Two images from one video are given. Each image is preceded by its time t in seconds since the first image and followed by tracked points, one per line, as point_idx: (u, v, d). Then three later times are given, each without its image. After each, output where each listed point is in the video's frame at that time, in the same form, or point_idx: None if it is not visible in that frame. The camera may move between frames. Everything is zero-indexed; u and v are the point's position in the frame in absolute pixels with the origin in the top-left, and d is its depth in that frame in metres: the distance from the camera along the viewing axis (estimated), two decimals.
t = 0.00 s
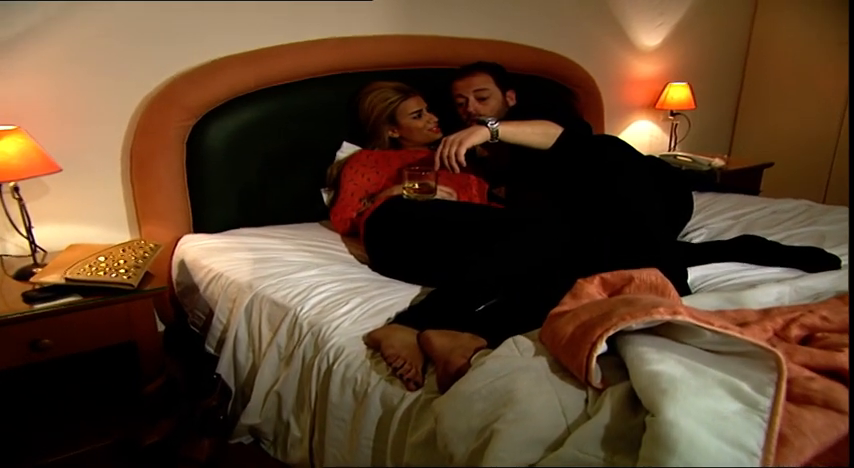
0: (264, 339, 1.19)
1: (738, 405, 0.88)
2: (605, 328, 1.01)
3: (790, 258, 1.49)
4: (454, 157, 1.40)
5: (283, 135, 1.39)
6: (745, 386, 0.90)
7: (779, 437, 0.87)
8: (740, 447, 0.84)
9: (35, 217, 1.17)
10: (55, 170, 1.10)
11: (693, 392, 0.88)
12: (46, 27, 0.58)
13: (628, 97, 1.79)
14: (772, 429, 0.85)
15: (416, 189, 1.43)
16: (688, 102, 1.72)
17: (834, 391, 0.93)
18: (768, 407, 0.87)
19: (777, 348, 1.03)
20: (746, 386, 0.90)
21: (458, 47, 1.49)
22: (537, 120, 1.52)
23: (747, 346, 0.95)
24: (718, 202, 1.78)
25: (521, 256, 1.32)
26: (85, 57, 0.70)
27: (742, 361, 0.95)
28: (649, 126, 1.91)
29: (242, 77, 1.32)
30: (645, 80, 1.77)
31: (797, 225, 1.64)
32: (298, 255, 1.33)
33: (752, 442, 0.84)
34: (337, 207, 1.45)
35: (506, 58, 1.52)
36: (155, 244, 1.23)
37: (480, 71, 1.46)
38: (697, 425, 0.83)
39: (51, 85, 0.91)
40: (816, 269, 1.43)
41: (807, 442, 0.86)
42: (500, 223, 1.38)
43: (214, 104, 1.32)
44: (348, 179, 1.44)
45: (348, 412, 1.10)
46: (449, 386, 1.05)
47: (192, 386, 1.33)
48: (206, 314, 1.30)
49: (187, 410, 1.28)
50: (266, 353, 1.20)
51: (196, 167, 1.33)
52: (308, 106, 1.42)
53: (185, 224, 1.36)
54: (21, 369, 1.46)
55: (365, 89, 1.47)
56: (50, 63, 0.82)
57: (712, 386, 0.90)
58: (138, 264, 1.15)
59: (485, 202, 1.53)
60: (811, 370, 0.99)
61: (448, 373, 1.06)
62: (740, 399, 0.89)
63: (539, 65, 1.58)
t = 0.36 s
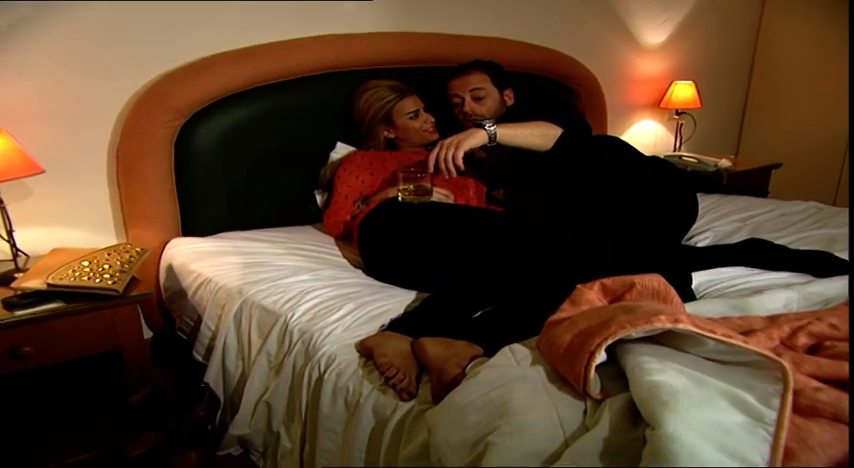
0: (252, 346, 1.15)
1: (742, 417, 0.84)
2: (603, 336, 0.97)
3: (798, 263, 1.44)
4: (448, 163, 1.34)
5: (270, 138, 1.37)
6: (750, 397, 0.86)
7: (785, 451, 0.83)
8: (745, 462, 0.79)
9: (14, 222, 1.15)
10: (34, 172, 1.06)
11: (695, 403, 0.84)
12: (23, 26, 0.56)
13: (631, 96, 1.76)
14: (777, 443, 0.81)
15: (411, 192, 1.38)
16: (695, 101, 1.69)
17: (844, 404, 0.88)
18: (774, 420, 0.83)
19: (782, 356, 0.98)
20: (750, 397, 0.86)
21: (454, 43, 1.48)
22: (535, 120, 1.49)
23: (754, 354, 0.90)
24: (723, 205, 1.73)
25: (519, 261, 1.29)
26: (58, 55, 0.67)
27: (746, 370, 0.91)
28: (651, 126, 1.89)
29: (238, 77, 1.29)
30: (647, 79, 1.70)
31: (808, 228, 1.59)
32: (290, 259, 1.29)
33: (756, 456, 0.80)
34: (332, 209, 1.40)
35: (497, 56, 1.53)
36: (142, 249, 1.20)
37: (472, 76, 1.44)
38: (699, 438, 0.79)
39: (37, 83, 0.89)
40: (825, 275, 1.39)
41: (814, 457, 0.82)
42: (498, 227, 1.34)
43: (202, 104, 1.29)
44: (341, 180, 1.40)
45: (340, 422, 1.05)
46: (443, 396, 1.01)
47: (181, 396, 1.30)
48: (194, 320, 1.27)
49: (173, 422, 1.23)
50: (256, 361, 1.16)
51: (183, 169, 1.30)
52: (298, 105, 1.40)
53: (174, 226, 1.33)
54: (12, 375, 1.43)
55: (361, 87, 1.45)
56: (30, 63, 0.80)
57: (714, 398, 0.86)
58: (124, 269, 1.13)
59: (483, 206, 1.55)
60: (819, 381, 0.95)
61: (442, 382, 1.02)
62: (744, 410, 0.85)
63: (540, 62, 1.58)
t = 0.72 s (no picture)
0: (242, 354, 1.11)
1: (746, 432, 0.81)
2: (602, 345, 0.93)
3: (807, 269, 1.40)
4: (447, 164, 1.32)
5: (260, 139, 1.33)
6: (754, 411, 0.83)
7: None
8: None
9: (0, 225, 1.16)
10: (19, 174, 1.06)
11: (697, 416, 0.81)
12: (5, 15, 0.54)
13: (637, 96, 1.74)
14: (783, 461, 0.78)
15: (406, 195, 1.35)
16: (701, 102, 1.72)
17: None
18: (779, 435, 0.81)
19: (787, 366, 0.94)
20: (755, 410, 0.83)
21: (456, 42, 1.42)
22: (533, 120, 1.45)
23: (755, 365, 0.89)
24: (731, 208, 1.67)
25: (518, 266, 1.25)
26: (30, 40, 0.64)
27: (750, 382, 0.88)
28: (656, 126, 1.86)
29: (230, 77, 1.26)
30: (652, 78, 1.70)
31: (819, 231, 1.55)
32: (283, 264, 1.26)
33: None
34: (326, 212, 1.38)
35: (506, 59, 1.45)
36: (129, 253, 1.17)
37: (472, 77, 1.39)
38: (700, 453, 0.77)
39: (24, 77, 0.87)
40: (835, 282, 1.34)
41: None
42: (497, 230, 1.30)
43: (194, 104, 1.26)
44: (335, 183, 1.38)
45: (332, 435, 1.01)
46: (437, 407, 0.97)
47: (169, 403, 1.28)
48: (182, 328, 1.23)
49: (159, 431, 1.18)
50: (245, 370, 1.12)
51: (173, 170, 1.27)
52: (288, 105, 1.36)
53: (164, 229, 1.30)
54: None
55: (356, 88, 1.40)
56: (11, 51, 0.77)
57: (717, 409, 0.83)
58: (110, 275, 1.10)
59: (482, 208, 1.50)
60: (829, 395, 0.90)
61: (436, 393, 0.98)
62: (748, 424, 0.81)
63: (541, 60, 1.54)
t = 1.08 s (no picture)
0: (230, 363, 1.08)
1: (751, 447, 0.78)
2: (601, 356, 0.89)
3: (817, 275, 1.35)
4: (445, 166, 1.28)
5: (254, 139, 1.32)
6: (760, 425, 0.79)
7: None
8: None
9: None
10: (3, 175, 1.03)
11: (700, 431, 0.77)
12: None
13: (642, 92, 1.62)
14: None
15: (403, 197, 1.32)
16: (708, 100, 1.49)
17: None
18: (785, 451, 0.78)
19: (796, 378, 0.90)
20: (761, 424, 0.80)
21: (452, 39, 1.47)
22: (535, 122, 1.42)
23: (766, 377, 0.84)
24: (736, 213, 1.65)
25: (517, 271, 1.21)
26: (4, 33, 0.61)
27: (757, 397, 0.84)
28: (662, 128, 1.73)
29: (227, 76, 1.23)
30: (658, 76, 1.55)
31: (830, 235, 1.49)
32: (274, 269, 1.22)
33: None
34: (319, 215, 1.34)
35: (493, 55, 1.49)
36: (115, 257, 1.14)
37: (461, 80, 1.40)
38: None
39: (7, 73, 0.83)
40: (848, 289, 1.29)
41: None
42: (496, 234, 1.26)
43: (183, 102, 1.22)
44: (329, 184, 1.35)
45: (322, 447, 0.98)
46: (431, 419, 0.93)
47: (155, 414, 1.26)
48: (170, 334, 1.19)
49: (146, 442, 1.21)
50: (234, 379, 1.09)
51: (161, 170, 1.24)
52: (280, 104, 1.34)
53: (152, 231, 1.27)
54: None
55: (351, 86, 1.40)
56: None
57: (722, 424, 0.80)
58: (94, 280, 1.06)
59: (481, 212, 1.49)
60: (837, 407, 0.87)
61: (431, 405, 0.94)
62: (753, 439, 0.79)
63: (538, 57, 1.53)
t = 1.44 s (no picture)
0: (217, 373, 1.04)
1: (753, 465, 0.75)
2: (598, 367, 0.86)
3: (827, 281, 1.30)
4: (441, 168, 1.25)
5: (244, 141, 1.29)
6: (764, 441, 0.76)
7: None
8: None
9: None
10: None
11: (701, 447, 0.73)
12: None
13: (646, 91, 1.56)
14: None
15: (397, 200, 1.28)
16: (716, 99, 1.48)
17: None
18: None
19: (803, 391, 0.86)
20: (764, 440, 0.77)
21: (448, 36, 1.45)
22: (535, 121, 1.37)
23: (771, 390, 0.81)
24: (745, 214, 1.60)
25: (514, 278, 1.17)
26: None
27: (760, 410, 0.81)
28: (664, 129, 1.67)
29: (214, 75, 1.20)
30: (664, 74, 1.49)
31: (841, 239, 1.44)
32: (263, 275, 1.19)
33: None
34: (311, 219, 1.30)
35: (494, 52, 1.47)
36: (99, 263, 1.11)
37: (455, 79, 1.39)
38: None
39: None
40: None
41: None
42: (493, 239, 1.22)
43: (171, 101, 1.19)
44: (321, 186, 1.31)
45: (310, 461, 0.94)
46: (422, 433, 0.89)
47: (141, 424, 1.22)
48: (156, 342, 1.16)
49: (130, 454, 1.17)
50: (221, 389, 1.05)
51: (145, 171, 1.21)
52: (270, 104, 1.31)
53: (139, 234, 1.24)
54: None
55: (346, 85, 1.36)
56: None
57: (723, 439, 0.76)
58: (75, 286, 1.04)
59: (479, 217, 1.45)
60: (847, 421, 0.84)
61: (422, 417, 0.89)
62: (755, 455, 0.75)
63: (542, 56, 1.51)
